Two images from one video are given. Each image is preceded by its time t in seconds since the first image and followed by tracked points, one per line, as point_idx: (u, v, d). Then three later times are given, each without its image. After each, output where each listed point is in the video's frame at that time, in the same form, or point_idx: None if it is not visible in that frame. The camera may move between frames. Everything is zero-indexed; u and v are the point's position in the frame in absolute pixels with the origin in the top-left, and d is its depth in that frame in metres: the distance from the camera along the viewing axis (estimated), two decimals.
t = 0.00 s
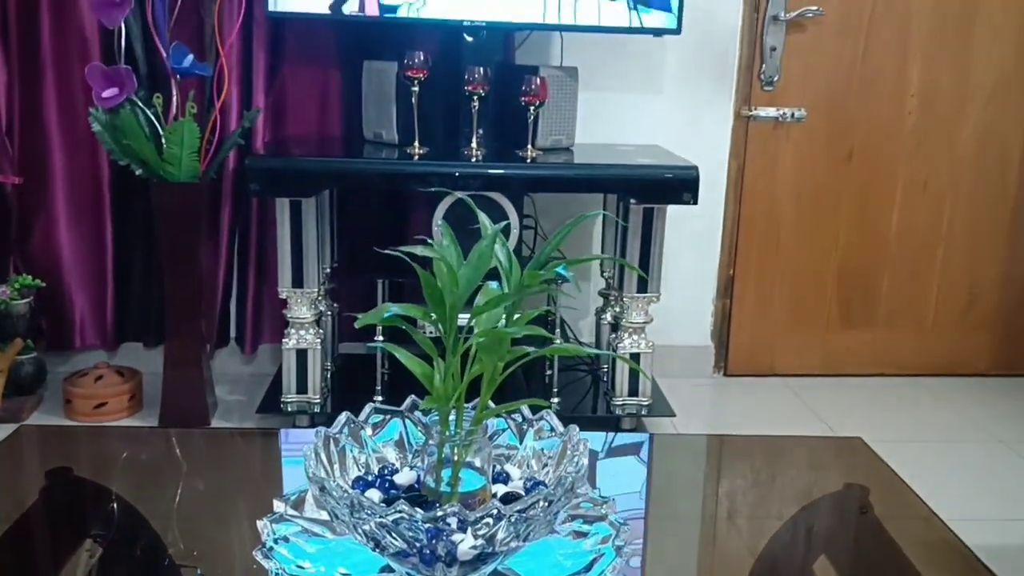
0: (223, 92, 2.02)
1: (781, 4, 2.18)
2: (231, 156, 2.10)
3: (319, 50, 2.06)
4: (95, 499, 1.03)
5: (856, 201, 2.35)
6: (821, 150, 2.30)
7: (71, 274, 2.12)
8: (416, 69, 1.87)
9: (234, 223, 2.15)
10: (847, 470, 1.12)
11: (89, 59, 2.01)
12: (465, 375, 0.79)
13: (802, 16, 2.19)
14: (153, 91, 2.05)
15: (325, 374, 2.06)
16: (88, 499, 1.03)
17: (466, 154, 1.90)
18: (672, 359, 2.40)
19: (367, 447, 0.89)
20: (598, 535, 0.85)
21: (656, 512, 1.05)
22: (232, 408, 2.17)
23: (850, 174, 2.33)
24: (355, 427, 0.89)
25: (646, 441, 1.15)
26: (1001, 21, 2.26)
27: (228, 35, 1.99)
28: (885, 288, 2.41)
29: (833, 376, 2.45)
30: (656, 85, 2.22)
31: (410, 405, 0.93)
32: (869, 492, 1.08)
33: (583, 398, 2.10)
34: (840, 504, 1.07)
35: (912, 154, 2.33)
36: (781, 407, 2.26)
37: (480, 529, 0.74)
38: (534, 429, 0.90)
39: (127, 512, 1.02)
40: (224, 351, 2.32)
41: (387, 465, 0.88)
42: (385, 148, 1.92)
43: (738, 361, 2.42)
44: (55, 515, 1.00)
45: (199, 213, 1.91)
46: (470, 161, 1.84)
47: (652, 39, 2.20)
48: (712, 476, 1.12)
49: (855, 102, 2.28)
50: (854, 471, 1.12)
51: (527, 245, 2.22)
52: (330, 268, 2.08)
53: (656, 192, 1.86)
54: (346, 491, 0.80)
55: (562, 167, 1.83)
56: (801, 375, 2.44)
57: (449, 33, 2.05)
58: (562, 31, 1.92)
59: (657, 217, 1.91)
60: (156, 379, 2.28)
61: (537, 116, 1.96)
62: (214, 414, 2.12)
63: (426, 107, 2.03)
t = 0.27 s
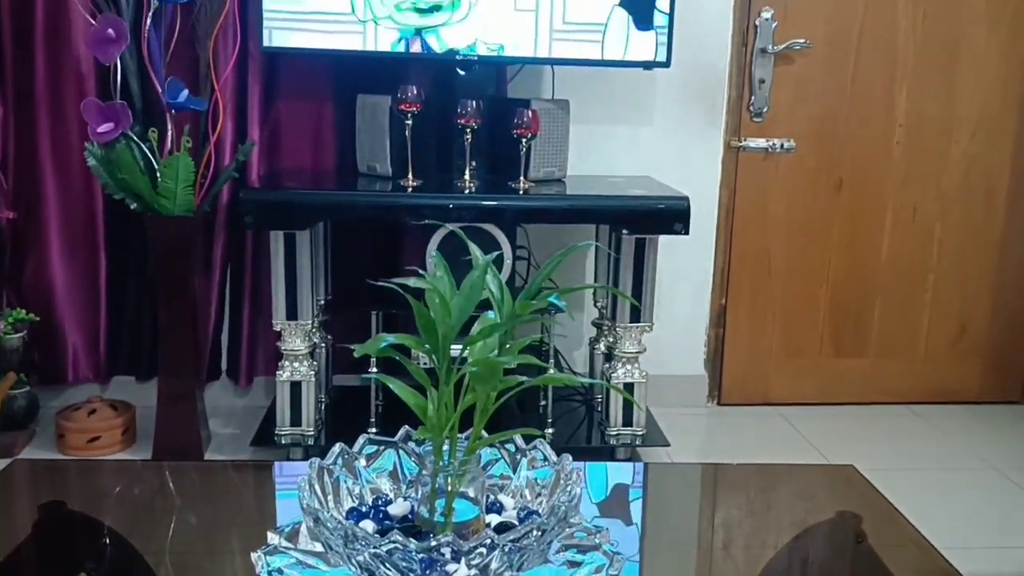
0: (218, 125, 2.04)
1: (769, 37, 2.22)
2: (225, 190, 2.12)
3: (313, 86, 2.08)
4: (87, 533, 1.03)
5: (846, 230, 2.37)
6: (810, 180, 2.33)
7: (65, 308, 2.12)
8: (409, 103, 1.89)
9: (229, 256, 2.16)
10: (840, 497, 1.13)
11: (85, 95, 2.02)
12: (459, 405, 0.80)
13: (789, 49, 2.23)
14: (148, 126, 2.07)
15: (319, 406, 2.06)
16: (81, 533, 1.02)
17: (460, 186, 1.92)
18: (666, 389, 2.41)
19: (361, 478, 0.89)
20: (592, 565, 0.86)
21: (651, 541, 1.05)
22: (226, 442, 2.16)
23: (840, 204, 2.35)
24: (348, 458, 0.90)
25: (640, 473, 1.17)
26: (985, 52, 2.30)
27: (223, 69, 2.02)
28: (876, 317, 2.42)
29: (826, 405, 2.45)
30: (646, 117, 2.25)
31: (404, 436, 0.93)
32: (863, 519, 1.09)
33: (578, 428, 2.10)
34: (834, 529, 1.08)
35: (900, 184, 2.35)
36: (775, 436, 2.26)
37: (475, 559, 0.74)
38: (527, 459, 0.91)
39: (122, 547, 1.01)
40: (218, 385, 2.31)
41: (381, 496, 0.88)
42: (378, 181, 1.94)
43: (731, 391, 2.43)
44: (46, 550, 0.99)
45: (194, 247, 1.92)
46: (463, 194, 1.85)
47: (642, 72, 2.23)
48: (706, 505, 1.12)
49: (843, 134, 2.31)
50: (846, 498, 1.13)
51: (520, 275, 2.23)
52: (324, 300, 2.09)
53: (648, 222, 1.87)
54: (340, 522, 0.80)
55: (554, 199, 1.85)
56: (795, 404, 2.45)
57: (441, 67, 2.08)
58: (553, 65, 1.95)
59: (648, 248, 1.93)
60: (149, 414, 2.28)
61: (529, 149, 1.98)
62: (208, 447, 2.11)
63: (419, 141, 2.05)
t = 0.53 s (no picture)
0: (210, 156, 2.04)
1: (757, 66, 2.24)
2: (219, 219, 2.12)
3: (307, 116, 2.10)
4: (78, 564, 1.02)
5: (837, 257, 2.38)
6: (800, 207, 2.34)
7: (56, 338, 2.11)
8: (402, 132, 1.90)
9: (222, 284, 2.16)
10: (835, 526, 1.13)
11: (79, 125, 2.03)
12: (453, 434, 0.80)
13: (778, 77, 2.25)
14: (141, 155, 2.07)
15: (312, 435, 2.05)
16: (72, 565, 1.02)
17: (453, 215, 1.93)
18: (659, 416, 2.40)
19: (356, 507, 0.89)
20: None
21: (646, 570, 1.05)
22: (217, 471, 2.15)
23: (830, 231, 2.36)
24: (343, 487, 0.90)
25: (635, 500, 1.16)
26: (971, 81, 2.33)
27: (216, 102, 2.03)
28: (868, 344, 2.43)
29: (819, 432, 2.45)
30: (637, 145, 2.26)
31: (398, 464, 0.93)
32: (857, 549, 1.09)
33: (571, 455, 2.10)
34: (830, 557, 1.07)
35: (890, 211, 2.37)
36: (768, 462, 2.26)
37: None
38: (522, 486, 0.91)
39: None
40: (210, 414, 2.30)
41: (376, 525, 0.88)
42: (372, 210, 1.94)
43: (725, 418, 2.43)
44: None
45: (186, 277, 1.92)
46: (456, 222, 1.86)
47: (633, 101, 2.25)
48: (701, 533, 1.12)
49: (832, 162, 2.33)
50: (842, 527, 1.13)
51: (513, 303, 2.23)
52: (316, 329, 2.08)
53: (640, 250, 1.88)
54: (335, 552, 0.80)
55: (547, 226, 1.86)
56: (788, 431, 2.45)
57: (434, 96, 2.09)
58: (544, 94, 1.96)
59: (641, 276, 1.94)
60: (140, 443, 2.26)
61: (522, 177, 1.99)
62: (199, 477, 2.10)
63: (412, 170, 2.07)
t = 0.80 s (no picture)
0: (204, 180, 2.04)
1: (748, 91, 2.26)
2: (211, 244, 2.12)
3: (300, 141, 2.10)
4: None
5: (829, 281, 2.39)
6: (792, 231, 2.35)
7: (47, 363, 2.09)
8: (395, 157, 1.91)
9: (214, 309, 2.15)
10: (830, 550, 1.12)
11: (73, 151, 2.02)
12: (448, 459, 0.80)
13: (769, 102, 2.27)
14: (134, 180, 2.07)
15: (304, 461, 2.04)
16: None
17: (446, 238, 1.93)
18: (653, 440, 2.40)
19: (350, 533, 0.88)
20: None
21: None
22: (208, 498, 2.13)
23: (822, 255, 2.37)
24: (336, 513, 0.89)
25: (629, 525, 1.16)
26: (959, 105, 2.35)
27: (210, 126, 2.03)
28: (861, 367, 2.43)
29: (813, 455, 2.45)
30: (629, 169, 2.27)
31: (392, 490, 0.92)
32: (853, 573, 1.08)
33: (565, 480, 2.09)
34: None
35: (881, 235, 2.38)
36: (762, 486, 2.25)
37: None
38: (517, 512, 0.90)
39: None
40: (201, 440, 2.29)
41: (370, 552, 0.87)
42: (365, 234, 1.94)
43: (719, 442, 2.42)
44: None
45: (179, 302, 1.91)
46: (449, 246, 1.86)
47: (625, 125, 2.26)
48: (695, 558, 1.11)
49: (823, 186, 2.34)
50: (837, 551, 1.12)
51: (506, 326, 2.23)
52: (308, 353, 2.08)
53: (632, 274, 1.88)
54: None
55: (540, 250, 1.86)
56: (782, 455, 2.44)
57: (427, 121, 2.10)
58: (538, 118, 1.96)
59: (634, 299, 1.94)
60: (130, 470, 2.24)
61: (515, 202, 1.99)
62: (190, 503, 2.08)
63: (405, 194, 2.07)
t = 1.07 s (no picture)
0: (199, 201, 2.05)
1: (742, 110, 2.27)
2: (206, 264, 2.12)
3: (295, 161, 2.11)
4: None
5: (823, 300, 2.39)
6: (787, 250, 2.36)
7: (40, 384, 2.09)
8: (391, 176, 1.91)
9: (209, 329, 2.15)
10: (827, 568, 1.12)
11: (66, 170, 2.03)
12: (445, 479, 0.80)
13: (762, 121, 2.28)
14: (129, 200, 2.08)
15: (298, 481, 2.03)
16: None
17: (441, 258, 1.93)
18: (649, 459, 2.39)
19: (345, 554, 0.88)
20: None
21: None
22: (202, 519, 2.12)
23: (816, 273, 2.38)
24: (332, 533, 0.89)
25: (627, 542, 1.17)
26: (951, 124, 2.36)
27: (205, 147, 2.04)
28: (856, 385, 2.43)
29: (809, 474, 2.44)
30: (624, 188, 2.28)
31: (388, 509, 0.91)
32: None
33: (561, 500, 2.08)
34: None
35: (874, 254, 2.39)
36: (758, 505, 2.25)
37: None
38: (514, 532, 0.90)
39: None
40: (195, 460, 2.28)
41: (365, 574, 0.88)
42: (360, 253, 1.95)
43: (714, 461, 2.42)
44: None
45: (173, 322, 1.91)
46: (444, 265, 1.86)
47: (619, 145, 2.27)
48: None
49: (817, 205, 2.35)
50: (834, 569, 1.12)
51: (502, 345, 2.23)
52: (303, 372, 2.07)
53: (628, 292, 1.89)
54: None
55: (535, 269, 1.86)
56: (777, 473, 2.44)
57: (422, 141, 2.11)
58: (534, 138, 1.98)
59: (629, 318, 1.94)
60: (124, 491, 2.23)
61: (510, 221, 2.00)
62: (184, 524, 2.07)
63: (400, 214, 2.07)
